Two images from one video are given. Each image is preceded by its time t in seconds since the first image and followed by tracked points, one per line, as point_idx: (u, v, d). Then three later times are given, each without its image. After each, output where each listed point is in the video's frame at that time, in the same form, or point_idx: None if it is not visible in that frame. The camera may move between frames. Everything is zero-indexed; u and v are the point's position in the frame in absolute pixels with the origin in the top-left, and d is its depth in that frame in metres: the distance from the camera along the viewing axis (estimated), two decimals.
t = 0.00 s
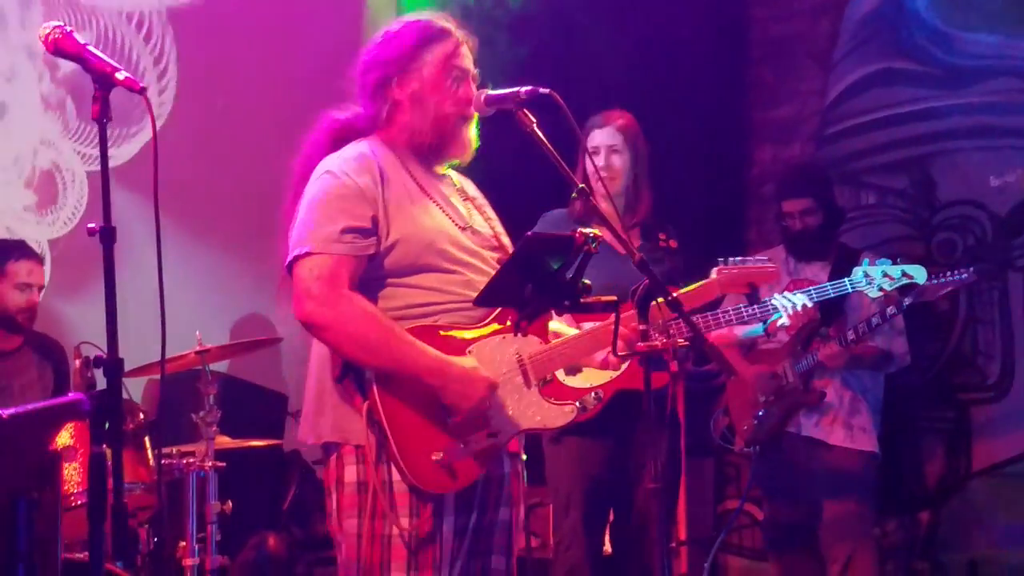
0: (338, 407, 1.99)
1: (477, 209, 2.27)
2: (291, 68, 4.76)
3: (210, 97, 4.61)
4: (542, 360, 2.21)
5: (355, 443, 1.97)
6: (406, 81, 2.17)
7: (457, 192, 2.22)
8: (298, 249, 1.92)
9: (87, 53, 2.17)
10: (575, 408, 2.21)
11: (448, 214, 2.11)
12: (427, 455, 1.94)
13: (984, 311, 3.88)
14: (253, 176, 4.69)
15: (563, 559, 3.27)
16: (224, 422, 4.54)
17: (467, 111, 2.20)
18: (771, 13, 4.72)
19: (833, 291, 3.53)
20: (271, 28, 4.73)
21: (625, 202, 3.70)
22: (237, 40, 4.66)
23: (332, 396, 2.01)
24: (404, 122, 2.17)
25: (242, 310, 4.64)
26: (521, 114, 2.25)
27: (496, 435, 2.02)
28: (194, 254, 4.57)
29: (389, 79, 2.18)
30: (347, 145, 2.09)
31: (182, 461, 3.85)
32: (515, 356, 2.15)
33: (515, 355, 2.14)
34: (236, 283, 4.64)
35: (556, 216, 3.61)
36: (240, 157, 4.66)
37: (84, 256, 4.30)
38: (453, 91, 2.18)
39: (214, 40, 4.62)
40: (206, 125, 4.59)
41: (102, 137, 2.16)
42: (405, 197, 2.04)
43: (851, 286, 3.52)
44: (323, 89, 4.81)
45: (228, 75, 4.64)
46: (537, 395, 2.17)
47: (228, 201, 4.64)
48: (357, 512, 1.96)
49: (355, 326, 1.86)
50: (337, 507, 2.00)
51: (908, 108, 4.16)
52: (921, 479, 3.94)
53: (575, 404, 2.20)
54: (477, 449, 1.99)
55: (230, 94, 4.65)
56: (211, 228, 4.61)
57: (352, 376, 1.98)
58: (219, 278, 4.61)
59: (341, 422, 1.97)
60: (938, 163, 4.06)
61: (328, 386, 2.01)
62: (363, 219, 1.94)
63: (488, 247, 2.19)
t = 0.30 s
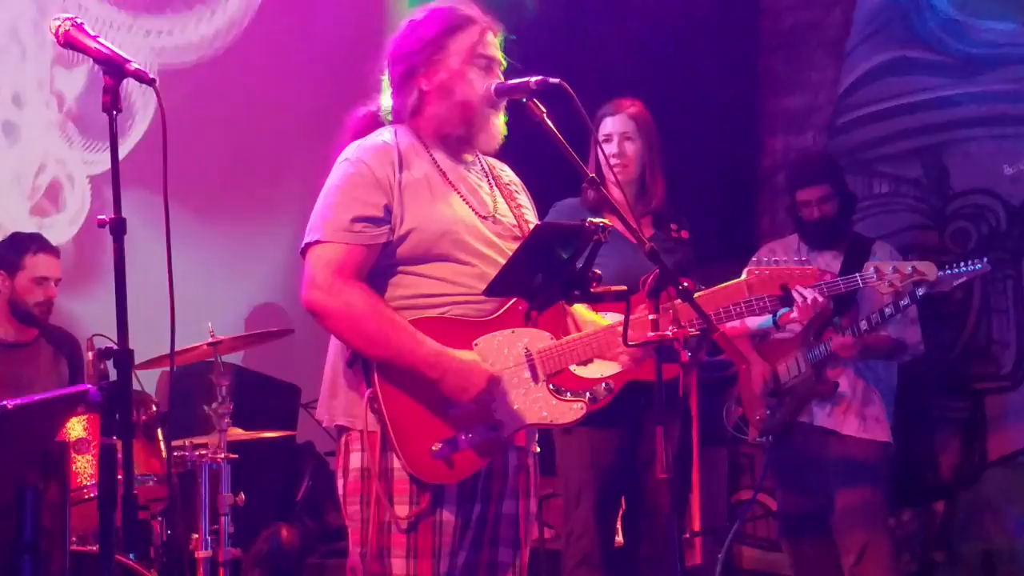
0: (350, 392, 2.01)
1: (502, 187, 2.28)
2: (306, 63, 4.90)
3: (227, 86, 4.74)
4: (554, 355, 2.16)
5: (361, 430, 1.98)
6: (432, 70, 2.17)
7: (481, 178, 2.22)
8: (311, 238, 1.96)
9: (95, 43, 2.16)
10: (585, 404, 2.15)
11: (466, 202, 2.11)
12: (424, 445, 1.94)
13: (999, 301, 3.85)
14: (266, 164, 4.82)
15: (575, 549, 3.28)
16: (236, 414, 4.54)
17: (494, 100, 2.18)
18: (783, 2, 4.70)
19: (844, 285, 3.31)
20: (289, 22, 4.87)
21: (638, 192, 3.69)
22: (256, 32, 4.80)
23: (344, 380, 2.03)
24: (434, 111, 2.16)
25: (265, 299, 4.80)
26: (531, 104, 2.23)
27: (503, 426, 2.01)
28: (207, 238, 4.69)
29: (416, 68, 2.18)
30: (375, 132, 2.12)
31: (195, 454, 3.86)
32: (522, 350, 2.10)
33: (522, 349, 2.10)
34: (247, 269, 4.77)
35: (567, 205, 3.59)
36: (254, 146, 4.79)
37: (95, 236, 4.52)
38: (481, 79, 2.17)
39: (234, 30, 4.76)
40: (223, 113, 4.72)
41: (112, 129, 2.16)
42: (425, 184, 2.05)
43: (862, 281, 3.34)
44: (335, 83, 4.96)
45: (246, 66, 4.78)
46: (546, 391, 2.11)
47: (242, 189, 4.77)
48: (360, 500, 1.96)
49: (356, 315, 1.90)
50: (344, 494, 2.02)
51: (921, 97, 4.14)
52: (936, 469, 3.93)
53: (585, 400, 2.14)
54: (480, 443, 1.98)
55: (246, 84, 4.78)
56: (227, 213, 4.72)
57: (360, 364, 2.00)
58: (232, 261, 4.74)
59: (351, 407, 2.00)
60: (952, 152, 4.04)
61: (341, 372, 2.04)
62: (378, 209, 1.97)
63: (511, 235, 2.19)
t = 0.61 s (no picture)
0: (343, 399, 2.03)
1: (495, 193, 2.29)
2: (304, 68, 4.78)
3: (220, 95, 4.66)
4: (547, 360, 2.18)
5: (354, 438, 2.00)
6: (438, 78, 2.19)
7: (475, 186, 2.24)
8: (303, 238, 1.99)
9: (91, 55, 2.19)
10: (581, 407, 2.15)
11: (466, 208, 2.13)
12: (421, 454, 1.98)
13: (995, 307, 3.87)
14: (262, 174, 4.74)
15: (573, 556, 3.28)
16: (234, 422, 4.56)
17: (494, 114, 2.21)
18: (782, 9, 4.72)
19: (837, 295, 3.53)
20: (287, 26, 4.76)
21: (634, 200, 3.71)
22: (251, 39, 4.70)
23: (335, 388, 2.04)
24: (436, 117, 2.19)
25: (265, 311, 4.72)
26: (527, 114, 2.24)
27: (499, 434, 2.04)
28: (199, 249, 4.64)
29: (421, 74, 2.20)
30: (372, 138, 2.14)
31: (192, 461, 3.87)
32: (519, 355, 2.12)
33: (518, 354, 2.13)
34: (243, 281, 4.70)
35: (563, 213, 3.61)
36: (249, 155, 4.71)
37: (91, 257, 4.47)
38: (485, 92, 2.19)
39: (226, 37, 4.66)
40: (214, 122, 4.66)
41: (107, 138, 2.18)
42: (423, 190, 2.07)
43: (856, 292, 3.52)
44: (335, 88, 4.82)
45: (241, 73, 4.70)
46: (538, 396, 2.13)
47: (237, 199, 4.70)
48: (353, 509, 1.99)
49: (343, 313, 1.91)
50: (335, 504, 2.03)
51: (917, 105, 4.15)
52: (934, 476, 3.94)
53: (582, 404, 2.15)
54: (474, 452, 2.01)
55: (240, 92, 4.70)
56: (220, 224, 4.67)
57: (355, 371, 2.02)
58: (227, 272, 4.67)
59: (344, 414, 2.01)
60: (947, 158, 4.06)
61: (331, 379, 2.05)
62: (372, 215, 1.99)
63: (508, 242, 2.19)
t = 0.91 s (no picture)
0: (335, 400, 2.00)
1: (482, 195, 2.33)
2: (304, 64, 4.67)
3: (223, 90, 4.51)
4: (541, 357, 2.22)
5: (350, 438, 1.97)
6: (407, 69, 2.26)
7: (465, 186, 2.26)
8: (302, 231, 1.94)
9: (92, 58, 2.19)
10: (570, 401, 2.20)
11: (457, 206, 2.15)
12: (423, 453, 1.96)
13: (993, 307, 3.87)
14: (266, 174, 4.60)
15: (570, 554, 3.27)
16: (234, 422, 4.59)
17: (471, 93, 2.25)
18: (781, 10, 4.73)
19: (832, 294, 3.59)
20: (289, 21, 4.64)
21: (633, 202, 3.73)
22: (252, 33, 4.57)
23: (329, 388, 2.01)
24: (412, 108, 2.24)
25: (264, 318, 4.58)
26: (524, 113, 2.26)
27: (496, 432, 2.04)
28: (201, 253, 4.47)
29: (392, 69, 2.27)
30: (361, 134, 2.14)
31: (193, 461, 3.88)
32: (513, 351, 2.16)
33: (513, 351, 2.16)
34: (246, 286, 4.55)
35: (562, 213, 3.62)
36: (252, 154, 4.57)
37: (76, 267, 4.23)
38: (455, 73, 2.24)
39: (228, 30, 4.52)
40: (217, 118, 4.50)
41: (108, 140, 2.19)
42: (418, 186, 2.09)
43: (851, 292, 3.58)
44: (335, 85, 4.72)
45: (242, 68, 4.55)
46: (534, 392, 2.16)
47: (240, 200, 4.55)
48: (349, 511, 1.95)
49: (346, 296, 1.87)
50: (327, 505, 1.97)
51: (917, 103, 4.16)
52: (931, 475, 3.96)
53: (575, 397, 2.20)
54: (473, 451, 2.00)
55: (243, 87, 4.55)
56: (224, 227, 4.51)
57: (352, 368, 1.98)
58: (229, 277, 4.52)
59: (338, 415, 1.99)
60: (946, 157, 4.07)
61: (326, 379, 2.02)
62: (372, 206, 1.97)
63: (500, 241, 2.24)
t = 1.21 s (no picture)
0: (337, 396, 1.98)
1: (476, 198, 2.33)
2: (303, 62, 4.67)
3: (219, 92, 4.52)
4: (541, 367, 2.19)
5: (351, 439, 1.98)
6: (407, 74, 2.25)
7: (465, 188, 2.28)
8: (325, 229, 1.95)
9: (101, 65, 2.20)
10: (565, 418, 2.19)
11: (461, 207, 2.15)
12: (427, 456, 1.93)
13: (1007, 293, 3.88)
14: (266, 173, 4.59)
15: (584, 548, 3.31)
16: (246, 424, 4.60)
17: (475, 94, 2.26)
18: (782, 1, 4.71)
19: (842, 284, 3.59)
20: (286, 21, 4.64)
21: (638, 196, 3.73)
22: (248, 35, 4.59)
23: (328, 385, 2.00)
24: (417, 113, 2.23)
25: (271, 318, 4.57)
26: (529, 110, 2.28)
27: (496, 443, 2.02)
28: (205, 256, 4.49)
29: (393, 76, 2.27)
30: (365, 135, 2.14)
31: (208, 463, 3.89)
32: (516, 363, 2.14)
33: (517, 363, 2.14)
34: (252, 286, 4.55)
35: (567, 211, 3.61)
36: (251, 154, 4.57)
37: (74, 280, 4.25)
38: (457, 75, 2.25)
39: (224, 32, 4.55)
40: (215, 122, 4.52)
41: (118, 148, 2.19)
42: (426, 189, 2.09)
43: (861, 279, 3.57)
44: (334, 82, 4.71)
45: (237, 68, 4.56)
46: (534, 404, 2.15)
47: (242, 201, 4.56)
48: (353, 515, 1.97)
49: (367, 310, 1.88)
50: (330, 509, 1.99)
51: (923, 91, 4.16)
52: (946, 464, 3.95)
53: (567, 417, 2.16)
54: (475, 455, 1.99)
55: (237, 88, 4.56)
56: (223, 228, 4.52)
57: (357, 365, 1.95)
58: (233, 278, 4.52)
59: (338, 412, 1.97)
60: (953, 145, 4.07)
61: (326, 375, 2.00)
62: (392, 208, 1.98)
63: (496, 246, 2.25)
